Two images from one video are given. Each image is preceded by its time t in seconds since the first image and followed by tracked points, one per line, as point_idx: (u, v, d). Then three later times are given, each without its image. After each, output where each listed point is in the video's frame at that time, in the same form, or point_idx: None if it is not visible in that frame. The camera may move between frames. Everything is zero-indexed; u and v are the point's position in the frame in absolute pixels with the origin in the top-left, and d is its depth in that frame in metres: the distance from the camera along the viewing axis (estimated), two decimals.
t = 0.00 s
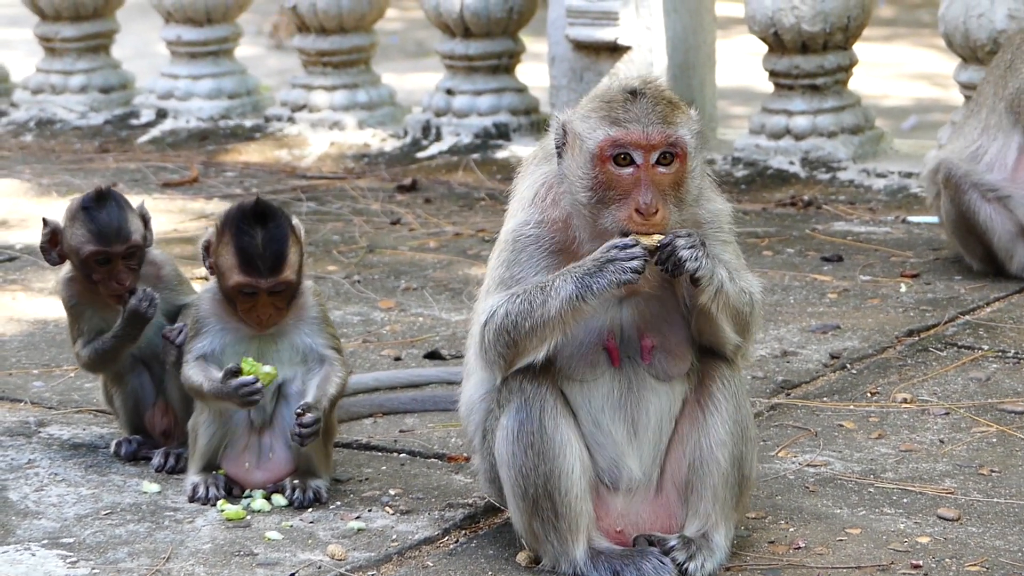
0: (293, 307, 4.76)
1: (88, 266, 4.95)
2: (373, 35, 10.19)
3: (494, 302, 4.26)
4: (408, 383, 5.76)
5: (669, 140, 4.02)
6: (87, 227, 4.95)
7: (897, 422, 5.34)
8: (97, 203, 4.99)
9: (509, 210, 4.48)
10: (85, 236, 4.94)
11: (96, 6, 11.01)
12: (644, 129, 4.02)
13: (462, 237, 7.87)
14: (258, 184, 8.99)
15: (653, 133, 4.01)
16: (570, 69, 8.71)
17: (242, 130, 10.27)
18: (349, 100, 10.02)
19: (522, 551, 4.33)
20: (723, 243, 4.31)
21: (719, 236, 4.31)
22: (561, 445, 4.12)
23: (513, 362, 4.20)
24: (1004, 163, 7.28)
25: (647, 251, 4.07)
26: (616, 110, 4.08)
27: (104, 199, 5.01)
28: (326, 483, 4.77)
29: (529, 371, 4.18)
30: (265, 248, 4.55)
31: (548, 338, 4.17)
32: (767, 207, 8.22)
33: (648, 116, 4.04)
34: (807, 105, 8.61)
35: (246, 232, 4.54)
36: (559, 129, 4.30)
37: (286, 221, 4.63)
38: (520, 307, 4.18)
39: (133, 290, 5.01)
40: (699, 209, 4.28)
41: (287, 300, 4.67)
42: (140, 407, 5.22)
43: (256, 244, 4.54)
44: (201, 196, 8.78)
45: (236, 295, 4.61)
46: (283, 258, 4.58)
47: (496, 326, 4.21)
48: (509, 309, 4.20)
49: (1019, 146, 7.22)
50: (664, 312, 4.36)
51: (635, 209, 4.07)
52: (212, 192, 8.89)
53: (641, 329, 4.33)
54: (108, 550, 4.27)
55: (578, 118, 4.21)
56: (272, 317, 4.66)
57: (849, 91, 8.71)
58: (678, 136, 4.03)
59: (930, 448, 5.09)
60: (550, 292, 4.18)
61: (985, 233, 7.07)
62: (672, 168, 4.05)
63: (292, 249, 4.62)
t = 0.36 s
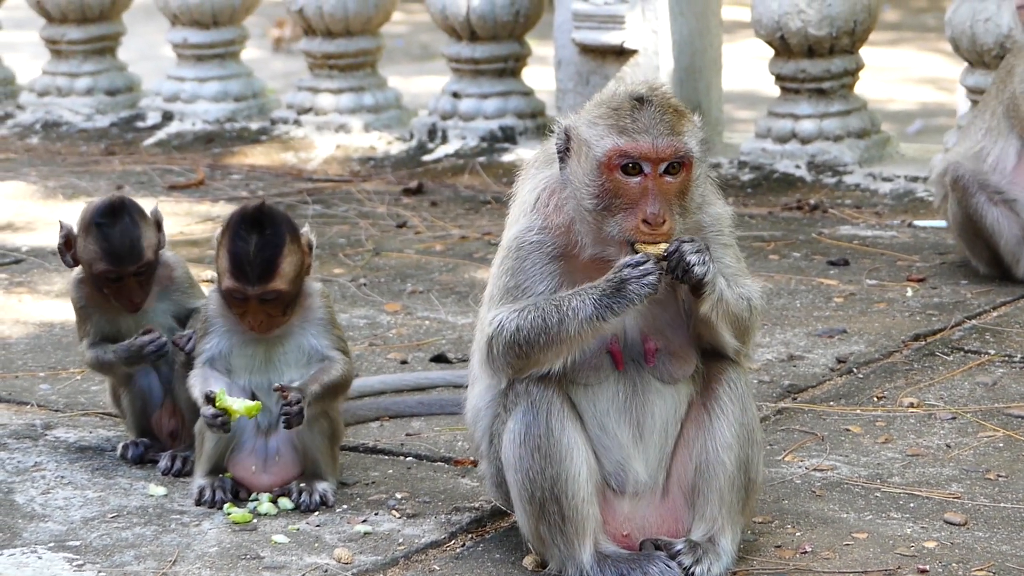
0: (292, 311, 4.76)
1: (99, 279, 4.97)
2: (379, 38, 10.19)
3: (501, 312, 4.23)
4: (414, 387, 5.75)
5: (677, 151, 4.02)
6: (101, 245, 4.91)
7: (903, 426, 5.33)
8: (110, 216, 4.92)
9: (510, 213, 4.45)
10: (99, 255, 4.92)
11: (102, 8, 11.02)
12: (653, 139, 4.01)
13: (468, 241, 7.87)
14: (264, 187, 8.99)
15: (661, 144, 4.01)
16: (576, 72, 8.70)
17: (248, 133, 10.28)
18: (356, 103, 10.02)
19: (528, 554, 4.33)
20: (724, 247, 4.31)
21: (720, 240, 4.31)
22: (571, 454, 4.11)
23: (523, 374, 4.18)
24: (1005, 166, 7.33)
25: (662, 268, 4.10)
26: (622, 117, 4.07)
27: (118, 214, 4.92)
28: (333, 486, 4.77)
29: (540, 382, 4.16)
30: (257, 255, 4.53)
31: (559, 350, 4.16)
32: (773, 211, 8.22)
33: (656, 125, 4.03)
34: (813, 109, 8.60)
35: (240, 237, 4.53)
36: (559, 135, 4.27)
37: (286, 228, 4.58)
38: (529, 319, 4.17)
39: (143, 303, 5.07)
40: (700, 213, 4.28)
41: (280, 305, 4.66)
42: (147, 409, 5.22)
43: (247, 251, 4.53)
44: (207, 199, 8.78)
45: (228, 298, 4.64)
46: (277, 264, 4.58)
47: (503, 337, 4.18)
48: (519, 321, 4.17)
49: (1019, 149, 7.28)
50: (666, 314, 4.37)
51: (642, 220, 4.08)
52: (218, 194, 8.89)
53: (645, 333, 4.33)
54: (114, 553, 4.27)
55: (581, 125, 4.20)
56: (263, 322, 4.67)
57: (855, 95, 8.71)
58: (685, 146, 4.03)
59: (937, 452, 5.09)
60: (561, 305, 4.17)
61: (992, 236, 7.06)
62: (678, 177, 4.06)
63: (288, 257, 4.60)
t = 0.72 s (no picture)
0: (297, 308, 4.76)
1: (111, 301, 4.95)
2: (383, 41, 10.19)
3: (507, 312, 4.24)
4: (417, 389, 5.76)
5: (688, 159, 4.02)
6: (116, 270, 4.87)
7: (906, 428, 5.33)
8: (128, 241, 4.86)
9: (515, 213, 4.45)
10: (113, 279, 4.88)
11: (106, 10, 11.02)
12: (664, 146, 4.01)
13: (472, 243, 7.88)
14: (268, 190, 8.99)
15: (672, 150, 4.00)
16: (580, 74, 8.70)
17: (252, 135, 10.28)
18: (360, 105, 10.03)
19: (532, 556, 4.33)
20: (726, 253, 4.33)
21: (722, 247, 4.32)
22: (575, 456, 4.11)
23: (528, 374, 4.19)
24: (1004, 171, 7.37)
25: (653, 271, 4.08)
26: (633, 122, 4.07)
27: (137, 240, 4.87)
28: (336, 487, 4.77)
29: (545, 383, 4.17)
30: (264, 255, 4.53)
31: (565, 352, 4.17)
32: (777, 213, 8.22)
33: (668, 133, 4.03)
34: (817, 111, 8.61)
35: (247, 236, 4.52)
36: (566, 135, 4.27)
37: (291, 227, 4.57)
38: (535, 321, 4.18)
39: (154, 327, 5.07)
40: (703, 221, 4.29)
41: (286, 302, 4.67)
42: (150, 410, 5.26)
43: (254, 252, 4.53)
44: (211, 201, 8.78)
45: (237, 299, 4.63)
46: (283, 262, 4.56)
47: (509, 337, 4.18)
48: (524, 322, 4.19)
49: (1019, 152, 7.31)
50: (669, 315, 4.37)
51: (649, 224, 4.07)
52: (222, 197, 8.89)
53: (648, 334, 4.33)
54: (117, 555, 4.27)
55: (590, 128, 4.20)
56: (270, 321, 4.69)
57: (859, 98, 8.70)
58: (695, 154, 4.03)
59: (940, 454, 5.08)
60: (568, 307, 4.18)
61: (995, 239, 7.05)
62: (685, 185, 4.06)
63: (294, 255, 4.59)
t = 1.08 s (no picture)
0: (297, 297, 4.74)
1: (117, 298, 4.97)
2: (386, 40, 10.19)
3: (509, 307, 4.24)
4: (420, 388, 5.76)
5: (702, 150, 4.04)
6: (122, 269, 4.89)
7: (910, 428, 5.32)
8: (136, 240, 4.87)
9: (515, 211, 4.45)
10: (119, 277, 4.90)
11: (109, 9, 11.02)
12: (680, 138, 4.03)
13: (475, 242, 7.87)
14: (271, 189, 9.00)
15: (688, 142, 4.02)
16: (584, 74, 8.71)
17: (255, 134, 10.28)
18: (363, 104, 10.02)
19: (535, 555, 4.33)
20: (731, 252, 4.31)
21: (727, 246, 4.30)
22: (578, 454, 4.11)
23: (530, 369, 4.19)
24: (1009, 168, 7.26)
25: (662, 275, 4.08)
26: (646, 117, 4.09)
27: (144, 238, 4.88)
28: (339, 486, 4.77)
29: (547, 378, 4.16)
30: (279, 227, 4.57)
31: (569, 346, 4.16)
32: (780, 213, 8.24)
33: (680, 125, 4.05)
34: (820, 111, 8.60)
35: (263, 210, 4.59)
36: (570, 132, 4.27)
37: (305, 216, 4.67)
38: (538, 315, 4.17)
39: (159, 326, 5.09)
40: (708, 218, 4.29)
41: (293, 277, 4.63)
42: (153, 410, 5.26)
43: (271, 219, 4.56)
44: (214, 199, 8.78)
45: (243, 265, 4.58)
46: (295, 238, 4.58)
47: (510, 332, 4.19)
48: (528, 315, 4.18)
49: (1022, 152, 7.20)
50: (671, 312, 4.37)
51: (666, 222, 4.06)
52: (225, 195, 8.89)
53: (649, 331, 4.34)
54: (120, 554, 4.26)
55: (599, 125, 4.20)
56: (274, 293, 4.61)
57: (862, 98, 8.70)
58: (706, 147, 4.06)
59: (943, 454, 5.08)
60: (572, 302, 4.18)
61: (998, 240, 7.03)
62: (698, 178, 4.07)
63: (305, 237, 4.62)
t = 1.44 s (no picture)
0: (321, 295, 4.72)
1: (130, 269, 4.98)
2: (397, 35, 10.17)
3: (525, 306, 4.23)
4: (435, 384, 5.75)
5: (720, 153, 4.01)
6: (136, 237, 4.90)
7: (926, 421, 5.31)
8: (149, 209, 4.89)
9: (532, 209, 4.44)
10: (133, 246, 4.91)
11: (120, 5, 11.01)
12: (697, 142, 3.99)
13: (488, 237, 7.87)
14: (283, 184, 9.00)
15: (705, 146, 3.99)
16: (595, 68, 8.68)
17: (267, 130, 10.28)
18: (374, 100, 10.01)
19: (552, 551, 4.32)
20: (749, 250, 4.31)
21: (745, 245, 4.31)
22: (595, 449, 4.10)
23: (547, 367, 4.18)
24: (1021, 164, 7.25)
25: (686, 268, 4.07)
26: (661, 122, 4.06)
27: (159, 208, 4.89)
28: (355, 482, 4.76)
29: (564, 376, 4.15)
30: (301, 226, 4.55)
31: (586, 344, 4.16)
32: (793, 207, 8.23)
33: (697, 130, 4.01)
34: (832, 104, 8.57)
35: (285, 210, 4.57)
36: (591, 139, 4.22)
37: (329, 213, 4.66)
38: (555, 314, 4.16)
39: (171, 300, 5.08)
40: (727, 218, 4.28)
41: (316, 277, 4.61)
42: (167, 405, 5.23)
43: (294, 219, 4.55)
44: (226, 195, 8.78)
45: (266, 266, 4.58)
46: (318, 238, 4.56)
47: (527, 329, 4.18)
48: (544, 314, 4.17)
49: None
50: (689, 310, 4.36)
51: (689, 228, 4.04)
52: (237, 192, 8.89)
53: (668, 329, 4.32)
54: (137, 550, 4.26)
55: (614, 130, 4.17)
56: (298, 293, 4.60)
57: (874, 91, 8.67)
58: (725, 148, 4.02)
59: (960, 447, 5.07)
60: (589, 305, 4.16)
61: (1012, 233, 7.01)
62: (718, 180, 4.04)
63: (329, 237, 4.60)
